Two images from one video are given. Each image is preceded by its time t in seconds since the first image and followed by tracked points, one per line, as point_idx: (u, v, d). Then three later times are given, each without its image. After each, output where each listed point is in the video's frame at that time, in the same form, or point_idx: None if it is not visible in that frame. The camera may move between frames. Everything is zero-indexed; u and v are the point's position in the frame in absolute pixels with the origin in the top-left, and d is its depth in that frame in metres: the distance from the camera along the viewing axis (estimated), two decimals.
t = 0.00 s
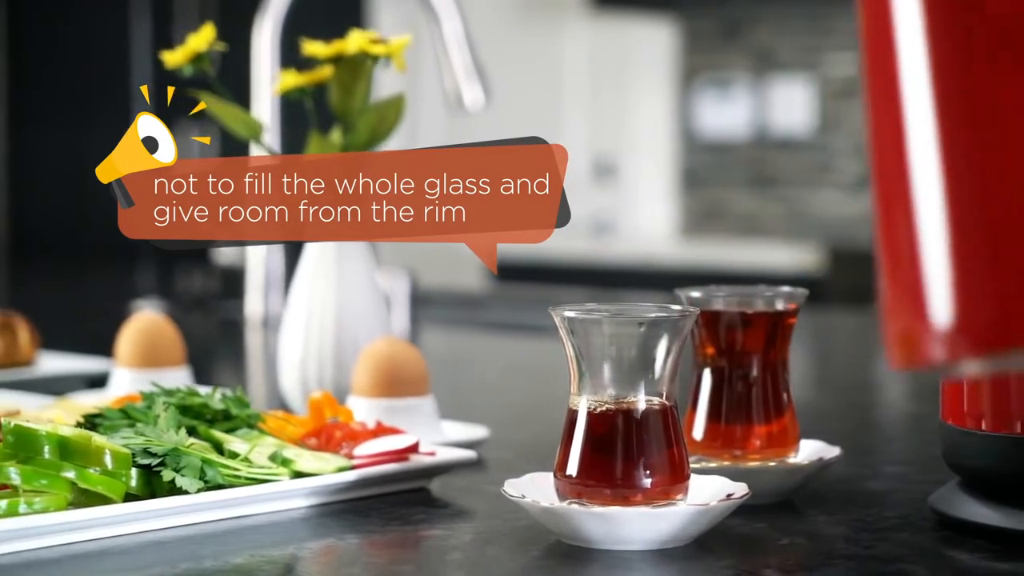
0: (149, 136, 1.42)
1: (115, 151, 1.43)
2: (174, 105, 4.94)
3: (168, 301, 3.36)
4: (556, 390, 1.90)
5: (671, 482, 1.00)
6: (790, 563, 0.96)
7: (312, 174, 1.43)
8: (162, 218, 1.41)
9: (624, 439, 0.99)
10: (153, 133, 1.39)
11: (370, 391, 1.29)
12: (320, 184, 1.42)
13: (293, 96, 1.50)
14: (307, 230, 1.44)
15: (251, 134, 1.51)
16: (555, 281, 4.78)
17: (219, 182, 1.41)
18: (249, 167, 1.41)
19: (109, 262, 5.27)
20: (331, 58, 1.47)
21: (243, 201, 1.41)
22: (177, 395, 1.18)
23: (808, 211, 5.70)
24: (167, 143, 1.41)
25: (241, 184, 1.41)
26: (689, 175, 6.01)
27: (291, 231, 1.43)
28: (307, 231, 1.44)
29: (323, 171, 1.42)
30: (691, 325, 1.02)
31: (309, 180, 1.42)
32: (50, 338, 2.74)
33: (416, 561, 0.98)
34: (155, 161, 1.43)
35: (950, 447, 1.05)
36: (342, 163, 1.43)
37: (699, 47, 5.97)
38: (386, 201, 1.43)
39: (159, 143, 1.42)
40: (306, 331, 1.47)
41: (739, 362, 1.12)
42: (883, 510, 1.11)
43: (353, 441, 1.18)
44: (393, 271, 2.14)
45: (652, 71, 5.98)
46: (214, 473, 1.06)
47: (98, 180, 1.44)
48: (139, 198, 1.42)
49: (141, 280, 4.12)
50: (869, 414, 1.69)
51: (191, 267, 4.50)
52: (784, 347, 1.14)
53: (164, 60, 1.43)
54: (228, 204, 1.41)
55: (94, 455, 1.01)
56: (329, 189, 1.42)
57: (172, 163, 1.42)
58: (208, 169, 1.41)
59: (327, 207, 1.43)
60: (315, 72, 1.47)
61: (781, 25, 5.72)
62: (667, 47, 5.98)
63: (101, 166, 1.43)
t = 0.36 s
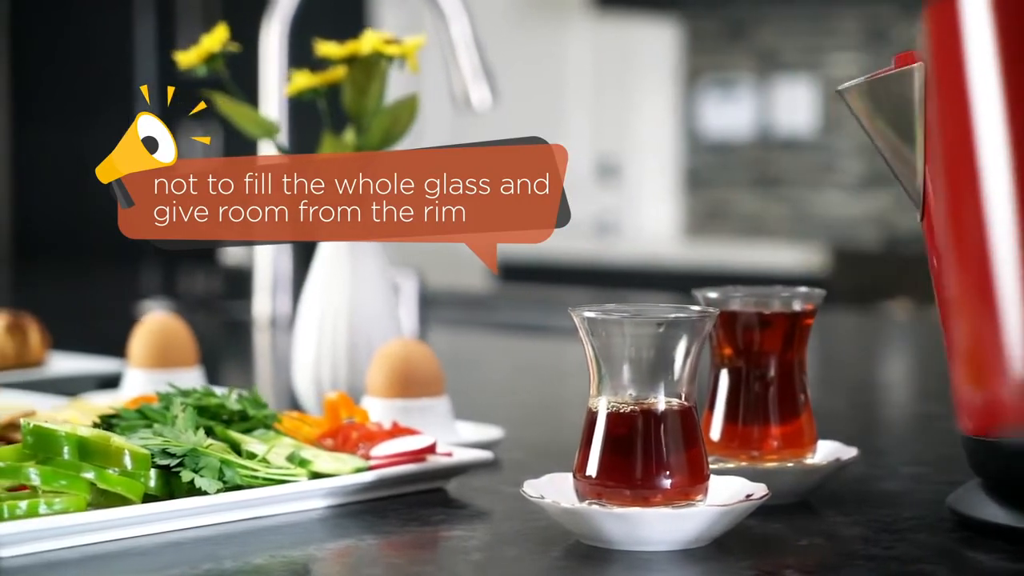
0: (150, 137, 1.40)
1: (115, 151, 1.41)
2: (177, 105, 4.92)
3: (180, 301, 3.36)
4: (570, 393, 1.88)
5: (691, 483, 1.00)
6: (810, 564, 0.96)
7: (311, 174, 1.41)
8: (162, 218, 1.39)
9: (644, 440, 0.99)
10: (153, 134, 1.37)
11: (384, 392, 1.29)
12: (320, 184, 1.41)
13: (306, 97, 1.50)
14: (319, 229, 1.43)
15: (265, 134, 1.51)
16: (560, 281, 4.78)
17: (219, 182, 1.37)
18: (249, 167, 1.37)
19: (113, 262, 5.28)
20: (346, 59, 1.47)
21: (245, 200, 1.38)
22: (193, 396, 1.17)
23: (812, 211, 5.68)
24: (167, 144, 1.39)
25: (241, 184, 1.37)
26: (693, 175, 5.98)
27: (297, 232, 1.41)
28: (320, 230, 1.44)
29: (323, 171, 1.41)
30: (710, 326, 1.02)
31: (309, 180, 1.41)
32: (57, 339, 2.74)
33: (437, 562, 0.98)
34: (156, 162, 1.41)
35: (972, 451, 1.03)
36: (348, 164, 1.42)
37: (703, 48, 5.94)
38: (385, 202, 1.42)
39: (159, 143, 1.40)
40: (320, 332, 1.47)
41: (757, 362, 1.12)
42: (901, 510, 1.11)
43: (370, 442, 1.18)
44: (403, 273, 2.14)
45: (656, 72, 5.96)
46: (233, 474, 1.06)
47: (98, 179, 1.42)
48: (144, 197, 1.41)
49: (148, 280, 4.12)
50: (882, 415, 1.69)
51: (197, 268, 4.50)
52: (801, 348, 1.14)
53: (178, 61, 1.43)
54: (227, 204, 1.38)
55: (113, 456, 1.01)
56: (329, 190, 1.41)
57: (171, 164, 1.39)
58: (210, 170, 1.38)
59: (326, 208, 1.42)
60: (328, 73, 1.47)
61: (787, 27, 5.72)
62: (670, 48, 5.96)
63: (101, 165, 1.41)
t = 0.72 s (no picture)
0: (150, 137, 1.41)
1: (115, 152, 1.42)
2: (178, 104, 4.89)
3: (185, 301, 3.34)
4: (581, 396, 1.86)
5: (713, 483, 1.00)
6: (832, 565, 0.97)
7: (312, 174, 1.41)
8: (162, 218, 1.38)
9: (665, 440, 0.99)
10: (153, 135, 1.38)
11: (402, 392, 1.29)
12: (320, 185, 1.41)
13: (321, 97, 1.50)
14: (336, 229, 1.43)
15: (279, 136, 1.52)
16: (563, 282, 4.76)
17: (220, 182, 1.37)
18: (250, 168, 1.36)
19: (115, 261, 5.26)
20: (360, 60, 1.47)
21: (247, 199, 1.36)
22: (212, 397, 1.18)
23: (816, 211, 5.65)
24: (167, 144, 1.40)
25: (241, 184, 1.36)
26: (696, 176, 5.95)
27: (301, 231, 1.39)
28: (336, 231, 1.43)
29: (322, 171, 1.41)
30: (731, 327, 1.02)
31: (309, 180, 1.40)
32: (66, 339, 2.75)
33: (459, 562, 0.98)
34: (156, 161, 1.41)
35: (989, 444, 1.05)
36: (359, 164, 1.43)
37: (708, 48, 5.90)
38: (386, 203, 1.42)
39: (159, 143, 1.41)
40: (336, 332, 1.46)
41: (777, 362, 1.12)
42: (921, 511, 1.11)
43: (389, 443, 1.18)
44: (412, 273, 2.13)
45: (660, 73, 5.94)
46: (253, 475, 1.06)
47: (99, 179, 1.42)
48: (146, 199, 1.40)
49: (151, 280, 4.11)
50: (896, 415, 1.69)
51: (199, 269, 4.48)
52: (820, 349, 1.14)
53: (194, 62, 1.43)
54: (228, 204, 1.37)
55: (135, 457, 1.02)
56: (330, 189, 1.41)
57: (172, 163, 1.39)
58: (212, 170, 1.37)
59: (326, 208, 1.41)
60: (343, 73, 1.47)
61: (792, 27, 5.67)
62: (674, 49, 5.92)
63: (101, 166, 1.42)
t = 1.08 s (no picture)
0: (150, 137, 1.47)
1: (115, 151, 1.48)
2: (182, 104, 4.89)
3: (193, 302, 3.35)
4: (594, 398, 1.86)
5: (735, 484, 1.00)
6: (855, 565, 0.97)
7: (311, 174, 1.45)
8: (162, 218, 1.43)
9: (689, 441, 0.99)
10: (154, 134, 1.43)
11: (418, 393, 1.29)
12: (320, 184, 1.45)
13: (336, 96, 1.50)
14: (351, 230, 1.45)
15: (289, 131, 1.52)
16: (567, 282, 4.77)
17: (219, 182, 1.42)
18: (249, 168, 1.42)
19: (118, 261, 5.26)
20: (375, 60, 1.45)
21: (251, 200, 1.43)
22: (231, 399, 1.17)
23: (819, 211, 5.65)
24: (167, 144, 1.45)
25: (241, 184, 1.42)
26: (700, 176, 5.95)
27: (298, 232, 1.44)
28: (353, 230, 1.45)
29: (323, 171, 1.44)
30: (753, 328, 1.02)
31: (309, 180, 1.45)
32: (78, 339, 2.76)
33: (482, 563, 0.98)
34: (155, 162, 1.47)
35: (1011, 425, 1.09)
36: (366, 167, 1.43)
37: (711, 48, 5.92)
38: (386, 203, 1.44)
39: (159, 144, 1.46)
40: (352, 332, 1.46)
41: (797, 362, 1.12)
42: (941, 512, 1.10)
43: (408, 443, 1.18)
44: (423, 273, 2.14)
45: (665, 73, 5.92)
46: (275, 475, 1.06)
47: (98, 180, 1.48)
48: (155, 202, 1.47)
49: (158, 280, 4.12)
50: (908, 415, 1.69)
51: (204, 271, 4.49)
52: (841, 349, 1.14)
53: (209, 62, 1.43)
54: (228, 204, 1.43)
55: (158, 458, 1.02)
56: (329, 189, 1.44)
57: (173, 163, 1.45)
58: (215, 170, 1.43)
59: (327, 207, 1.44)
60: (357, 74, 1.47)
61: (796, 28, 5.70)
62: (678, 49, 5.91)
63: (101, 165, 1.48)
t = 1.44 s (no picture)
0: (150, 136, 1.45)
1: (114, 151, 1.46)
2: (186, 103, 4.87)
3: (202, 302, 3.35)
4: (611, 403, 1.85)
5: (758, 485, 1.01)
6: (878, 566, 0.97)
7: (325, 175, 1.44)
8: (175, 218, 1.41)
9: (711, 441, 1.00)
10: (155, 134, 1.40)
11: (435, 393, 1.29)
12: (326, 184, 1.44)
13: (352, 97, 1.51)
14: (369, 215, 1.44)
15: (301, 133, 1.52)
16: (571, 283, 4.78)
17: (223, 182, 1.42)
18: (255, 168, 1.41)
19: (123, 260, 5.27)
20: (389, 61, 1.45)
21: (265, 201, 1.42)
22: (249, 399, 1.17)
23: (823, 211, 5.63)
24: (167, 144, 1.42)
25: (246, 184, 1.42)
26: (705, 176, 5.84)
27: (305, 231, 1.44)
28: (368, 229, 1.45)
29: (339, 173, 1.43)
30: (775, 329, 1.02)
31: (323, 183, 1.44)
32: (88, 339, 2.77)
33: (505, 564, 0.98)
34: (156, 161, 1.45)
35: None
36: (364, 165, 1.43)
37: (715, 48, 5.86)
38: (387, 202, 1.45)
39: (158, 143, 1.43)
40: (367, 332, 1.46)
41: (816, 363, 1.12)
42: (961, 513, 1.11)
43: (427, 444, 1.18)
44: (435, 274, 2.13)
45: (669, 75, 5.89)
46: (296, 475, 1.06)
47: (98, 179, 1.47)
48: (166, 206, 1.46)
49: (164, 280, 4.12)
50: (920, 416, 1.70)
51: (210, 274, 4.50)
52: (861, 349, 1.14)
53: (224, 63, 1.44)
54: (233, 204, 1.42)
55: (179, 459, 1.02)
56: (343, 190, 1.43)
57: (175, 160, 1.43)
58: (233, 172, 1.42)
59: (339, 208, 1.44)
60: (372, 75, 1.48)
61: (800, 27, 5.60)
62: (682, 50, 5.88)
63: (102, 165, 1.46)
